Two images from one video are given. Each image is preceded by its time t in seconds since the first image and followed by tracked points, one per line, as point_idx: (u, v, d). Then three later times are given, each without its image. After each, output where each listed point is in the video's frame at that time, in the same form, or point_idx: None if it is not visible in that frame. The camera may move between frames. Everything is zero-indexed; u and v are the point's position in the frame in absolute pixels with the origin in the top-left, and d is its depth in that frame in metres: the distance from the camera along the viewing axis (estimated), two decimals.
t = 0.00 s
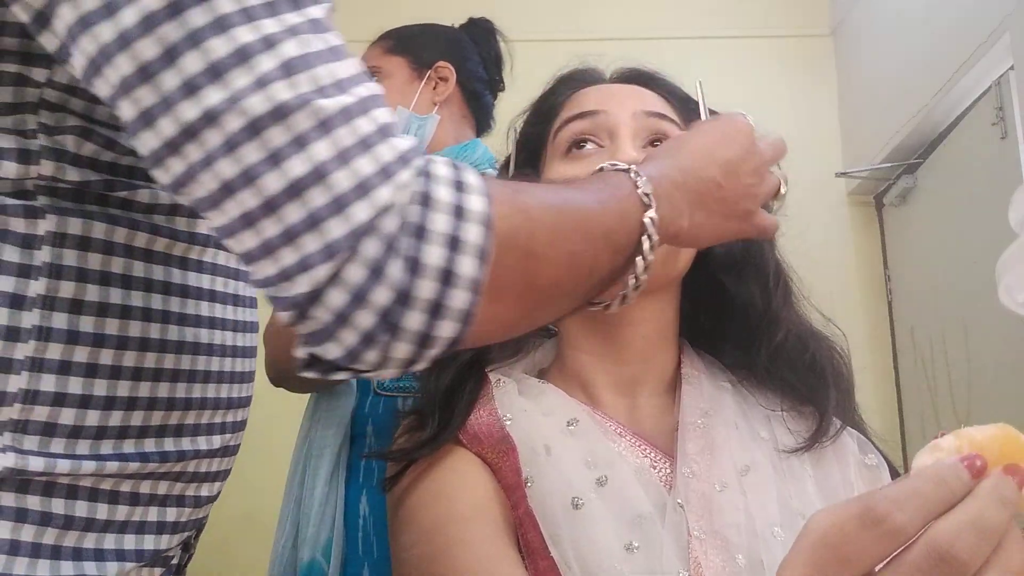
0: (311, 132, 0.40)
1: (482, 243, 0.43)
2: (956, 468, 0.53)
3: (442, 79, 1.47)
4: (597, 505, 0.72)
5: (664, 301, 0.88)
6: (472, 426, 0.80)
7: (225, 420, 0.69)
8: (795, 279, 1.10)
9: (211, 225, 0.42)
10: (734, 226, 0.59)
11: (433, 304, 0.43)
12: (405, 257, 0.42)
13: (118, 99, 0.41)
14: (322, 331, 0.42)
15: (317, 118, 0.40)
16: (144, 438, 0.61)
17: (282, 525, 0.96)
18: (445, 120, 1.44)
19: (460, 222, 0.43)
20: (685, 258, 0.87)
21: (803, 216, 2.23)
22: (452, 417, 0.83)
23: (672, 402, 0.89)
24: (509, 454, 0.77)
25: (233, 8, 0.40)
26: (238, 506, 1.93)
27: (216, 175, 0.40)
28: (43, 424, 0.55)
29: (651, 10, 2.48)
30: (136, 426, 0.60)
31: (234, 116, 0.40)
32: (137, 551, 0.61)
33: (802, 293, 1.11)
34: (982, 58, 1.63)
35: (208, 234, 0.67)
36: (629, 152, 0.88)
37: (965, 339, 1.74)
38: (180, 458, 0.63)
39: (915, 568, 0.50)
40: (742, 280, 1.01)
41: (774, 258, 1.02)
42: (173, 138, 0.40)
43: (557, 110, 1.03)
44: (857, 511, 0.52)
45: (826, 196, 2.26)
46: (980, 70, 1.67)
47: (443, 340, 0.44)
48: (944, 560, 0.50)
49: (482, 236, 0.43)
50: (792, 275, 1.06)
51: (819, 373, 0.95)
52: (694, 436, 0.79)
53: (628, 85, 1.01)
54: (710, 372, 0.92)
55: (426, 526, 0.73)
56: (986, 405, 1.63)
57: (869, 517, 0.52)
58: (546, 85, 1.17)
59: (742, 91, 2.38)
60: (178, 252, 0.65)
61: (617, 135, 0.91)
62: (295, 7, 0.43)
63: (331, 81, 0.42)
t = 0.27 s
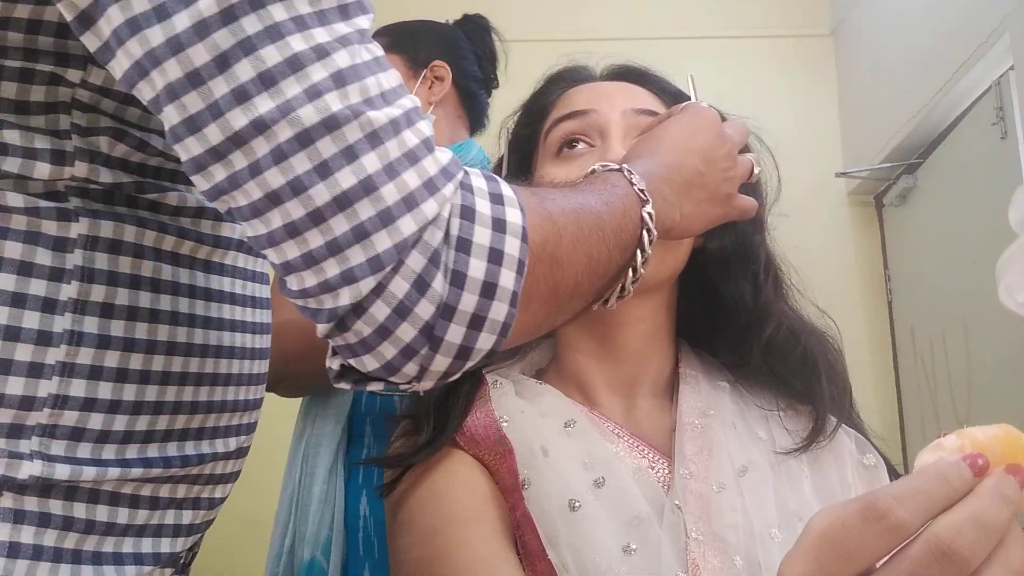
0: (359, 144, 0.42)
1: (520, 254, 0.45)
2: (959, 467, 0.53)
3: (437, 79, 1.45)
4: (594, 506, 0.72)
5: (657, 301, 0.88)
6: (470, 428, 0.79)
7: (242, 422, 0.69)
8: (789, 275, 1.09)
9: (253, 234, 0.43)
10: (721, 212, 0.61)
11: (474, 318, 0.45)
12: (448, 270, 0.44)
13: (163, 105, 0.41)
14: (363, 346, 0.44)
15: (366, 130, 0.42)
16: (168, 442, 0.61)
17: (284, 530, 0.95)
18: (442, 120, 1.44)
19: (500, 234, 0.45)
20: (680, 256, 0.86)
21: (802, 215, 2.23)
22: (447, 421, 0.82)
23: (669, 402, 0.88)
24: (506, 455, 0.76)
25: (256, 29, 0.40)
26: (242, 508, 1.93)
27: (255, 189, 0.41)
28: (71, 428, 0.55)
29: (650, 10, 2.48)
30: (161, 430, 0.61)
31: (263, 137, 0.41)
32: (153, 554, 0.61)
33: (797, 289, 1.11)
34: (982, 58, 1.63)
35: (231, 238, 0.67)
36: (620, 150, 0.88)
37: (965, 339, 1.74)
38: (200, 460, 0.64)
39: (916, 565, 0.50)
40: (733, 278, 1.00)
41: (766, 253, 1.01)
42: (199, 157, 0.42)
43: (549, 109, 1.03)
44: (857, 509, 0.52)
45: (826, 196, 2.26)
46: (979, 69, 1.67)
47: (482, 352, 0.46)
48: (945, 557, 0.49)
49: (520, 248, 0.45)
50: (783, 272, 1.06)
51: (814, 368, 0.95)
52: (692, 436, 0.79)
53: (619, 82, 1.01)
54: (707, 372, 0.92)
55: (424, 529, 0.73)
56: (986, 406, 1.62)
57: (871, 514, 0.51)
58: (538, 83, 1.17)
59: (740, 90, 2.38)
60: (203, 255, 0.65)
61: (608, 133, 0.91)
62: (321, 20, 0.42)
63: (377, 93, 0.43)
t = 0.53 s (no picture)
0: (345, 152, 0.41)
1: (508, 263, 0.45)
2: (957, 466, 0.54)
3: (434, 78, 1.45)
4: (593, 506, 0.72)
5: (651, 302, 0.88)
6: (467, 429, 0.80)
7: (247, 421, 0.70)
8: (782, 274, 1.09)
9: (241, 237, 0.43)
10: (736, 191, 0.58)
11: (457, 328, 0.45)
12: (432, 279, 0.44)
13: (159, 105, 0.42)
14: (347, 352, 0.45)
15: (353, 138, 0.42)
16: (177, 442, 0.62)
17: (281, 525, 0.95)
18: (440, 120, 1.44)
19: (488, 242, 0.45)
20: (674, 256, 0.86)
21: (801, 215, 2.24)
22: (443, 426, 0.81)
23: (665, 402, 0.88)
24: (504, 456, 0.77)
25: (248, 33, 0.41)
26: (244, 507, 1.93)
27: (241, 194, 0.42)
28: (82, 429, 0.55)
29: (648, 9, 2.48)
30: (170, 430, 0.61)
31: (251, 142, 0.41)
32: (157, 554, 0.61)
33: (791, 288, 1.11)
34: (983, 58, 1.63)
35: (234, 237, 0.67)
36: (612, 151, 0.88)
37: (965, 339, 1.74)
38: (206, 459, 0.64)
39: (912, 563, 0.50)
40: (725, 276, 1.00)
41: (757, 251, 1.02)
42: (205, 151, 0.41)
43: (543, 109, 1.03)
44: (854, 508, 0.52)
45: (826, 195, 2.26)
46: (978, 69, 1.67)
47: (466, 359, 0.46)
48: (941, 555, 0.49)
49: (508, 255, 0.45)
50: (775, 269, 1.06)
51: (807, 364, 0.95)
52: (688, 435, 0.79)
53: (612, 83, 1.01)
54: (704, 372, 0.92)
55: (422, 529, 0.73)
56: (985, 406, 1.63)
57: (868, 514, 0.51)
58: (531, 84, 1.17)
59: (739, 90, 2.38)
60: (208, 254, 0.66)
61: (601, 134, 0.91)
62: (316, 25, 0.43)
63: (369, 99, 0.43)
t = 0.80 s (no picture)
0: (358, 144, 0.41)
1: (515, 254, 0.44)
2: (958, 467, 0.53)
3: (437, 79, 1.46)
4: (591, 506, 0.72)
5: (651, 302, 0.88)
6: (466, 430, 0.80)
7: (242, 421, 0.70)
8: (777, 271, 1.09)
9: (250, 230, 0.42)
10: (736, 193, 0.57)
11: (467, 319, 0.44)
12: (443, 269, 0.43)
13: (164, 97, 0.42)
14: (356, 344, 0.44)
15: (367, 129, 0.41)
16: (170, 441, 0.62)
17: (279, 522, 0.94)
18: (442, 122, 1.44)
19: (496, 234, 0.44)
20: (672, 256, 0.86)
21: (801, 215, 2.24)
22: (441, 428, 0.81)
23: (664, 403, 0.88)
24: (503, 456, 0.77)
25: (234, 37, 0.40)
26: (241, 506, 1.93)
27: (254, 185, 0.41)
28: (72, 428, 0.55)
29: (649, 9, 2.48)
30: (162, 429, 0.61)
31: (241, 147, 0.41)
32: (151, 554, 0.61)
33: (786, 285, 1.11)
34: (982, 58, 1.63)
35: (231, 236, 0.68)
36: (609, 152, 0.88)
37: (965, 339, 1.74)
38: (199, 460, 0.64)
39: (914, 562, 0.50)
40: (720, 274, 0.99)
41: (752, 249, 1.01)
42: (218, 140, 0.41)
43: (540, 110, 1.03)
44: (855, 507, 0.52)
45: (826, 195, 2.26)
46: (979, 69, 1.67)
47: (474, 352, 0.45)
48: (942, 555, 0.49)
49: (515, 247, 0.44)
50: (771, 267, 1.05)
51: (804, 364, 0.95)
52: (688, 435, 0.79)
53: (609, 84, 1.01)
54: (703, 372, 0.92)
55: (420, 529, 0.73)
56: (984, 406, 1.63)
57: (868, 513, 0.51)
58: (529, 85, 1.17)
59: (738, 90, 2.38)
60: (203, 252, 0.66)
61: (597, 135, 0.91)
62: (326, 16, 0.42)
63: (380, 90, 0.43)
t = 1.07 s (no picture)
0: (339, 151, 0.39)
1: (497, 269, 0.41)
2: (960, 467, 0.54)
3: (443, 84, 1.46)
4: (592, 506, 0.72)
5: (655, 304, 0.88)
6: (468, 429, 0.80)
7: (234, 422, 0.70)
8: (777, 269, 1.09)
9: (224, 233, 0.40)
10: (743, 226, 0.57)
11: (440, 332, 0.41)
12: (421, 283, 0.40)
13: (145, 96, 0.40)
14: (329, 353, 0.42)
15: (347, 138, 0.39)
16: (162, 442, 0.62)
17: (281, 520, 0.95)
18: (446, 128, 1.44)
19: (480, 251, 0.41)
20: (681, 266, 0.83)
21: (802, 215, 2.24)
22: (444, 427, 0.81)
23: (666, 403, 0.88)
24: (505, 456, 0.77)
25: (220, 44, 0.38)
26: (240, 507, 1.93)
27: (232, 194, 0.39)
28: (62, 428, 0.55)
29: (650, 9, 2.48)
30: (155, 429, 0.61)
31: (223, 149, 0.39)
32: (145, 555, 0.61)
33: (787, 284, 1.10)
34: (982, 57, 1.63)
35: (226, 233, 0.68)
36: (607, 152, 0.88)
37: (965, 339, 1.74)
38: (191, 460, 0.64)
39: (916, 561, 0.50)
40: (719, 270, 0.99)
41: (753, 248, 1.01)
42: (198, 146, 0.39)
43: (539, 112, 1.03)
44: (857, 507, 0.52)
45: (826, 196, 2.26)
46: (982, 70, 1.67)
47: (444, 365, 0.43)
48: (944, 554, 0.49)
49: (498, 262, 0.41)
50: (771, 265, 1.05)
51: (804, 363, 0.95)
52: (689, 436, 0.79)
53: (608, 84, 1.01)
54: (705, 372, 0.92)
55: (422, 529, 0.73)
56: (984, 406, 1.63)
57: (870, 512, 0.51)
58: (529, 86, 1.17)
59: (738, 90, 2.38)
60: (198, 251, 0.66)
61: (595, 136, 0.91)
62: (313, 23, 0.40)
63: (368, 97, 0.40)
